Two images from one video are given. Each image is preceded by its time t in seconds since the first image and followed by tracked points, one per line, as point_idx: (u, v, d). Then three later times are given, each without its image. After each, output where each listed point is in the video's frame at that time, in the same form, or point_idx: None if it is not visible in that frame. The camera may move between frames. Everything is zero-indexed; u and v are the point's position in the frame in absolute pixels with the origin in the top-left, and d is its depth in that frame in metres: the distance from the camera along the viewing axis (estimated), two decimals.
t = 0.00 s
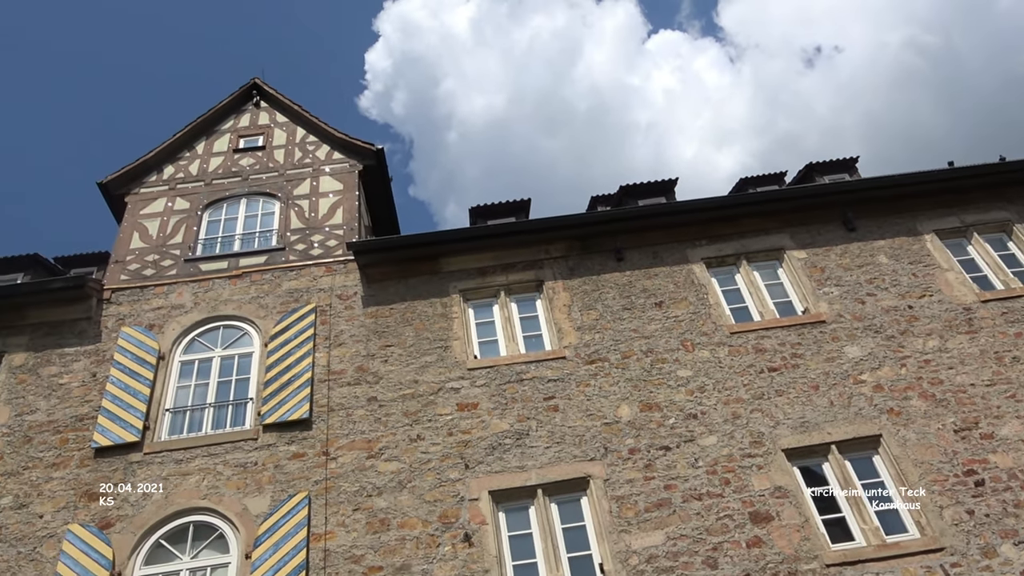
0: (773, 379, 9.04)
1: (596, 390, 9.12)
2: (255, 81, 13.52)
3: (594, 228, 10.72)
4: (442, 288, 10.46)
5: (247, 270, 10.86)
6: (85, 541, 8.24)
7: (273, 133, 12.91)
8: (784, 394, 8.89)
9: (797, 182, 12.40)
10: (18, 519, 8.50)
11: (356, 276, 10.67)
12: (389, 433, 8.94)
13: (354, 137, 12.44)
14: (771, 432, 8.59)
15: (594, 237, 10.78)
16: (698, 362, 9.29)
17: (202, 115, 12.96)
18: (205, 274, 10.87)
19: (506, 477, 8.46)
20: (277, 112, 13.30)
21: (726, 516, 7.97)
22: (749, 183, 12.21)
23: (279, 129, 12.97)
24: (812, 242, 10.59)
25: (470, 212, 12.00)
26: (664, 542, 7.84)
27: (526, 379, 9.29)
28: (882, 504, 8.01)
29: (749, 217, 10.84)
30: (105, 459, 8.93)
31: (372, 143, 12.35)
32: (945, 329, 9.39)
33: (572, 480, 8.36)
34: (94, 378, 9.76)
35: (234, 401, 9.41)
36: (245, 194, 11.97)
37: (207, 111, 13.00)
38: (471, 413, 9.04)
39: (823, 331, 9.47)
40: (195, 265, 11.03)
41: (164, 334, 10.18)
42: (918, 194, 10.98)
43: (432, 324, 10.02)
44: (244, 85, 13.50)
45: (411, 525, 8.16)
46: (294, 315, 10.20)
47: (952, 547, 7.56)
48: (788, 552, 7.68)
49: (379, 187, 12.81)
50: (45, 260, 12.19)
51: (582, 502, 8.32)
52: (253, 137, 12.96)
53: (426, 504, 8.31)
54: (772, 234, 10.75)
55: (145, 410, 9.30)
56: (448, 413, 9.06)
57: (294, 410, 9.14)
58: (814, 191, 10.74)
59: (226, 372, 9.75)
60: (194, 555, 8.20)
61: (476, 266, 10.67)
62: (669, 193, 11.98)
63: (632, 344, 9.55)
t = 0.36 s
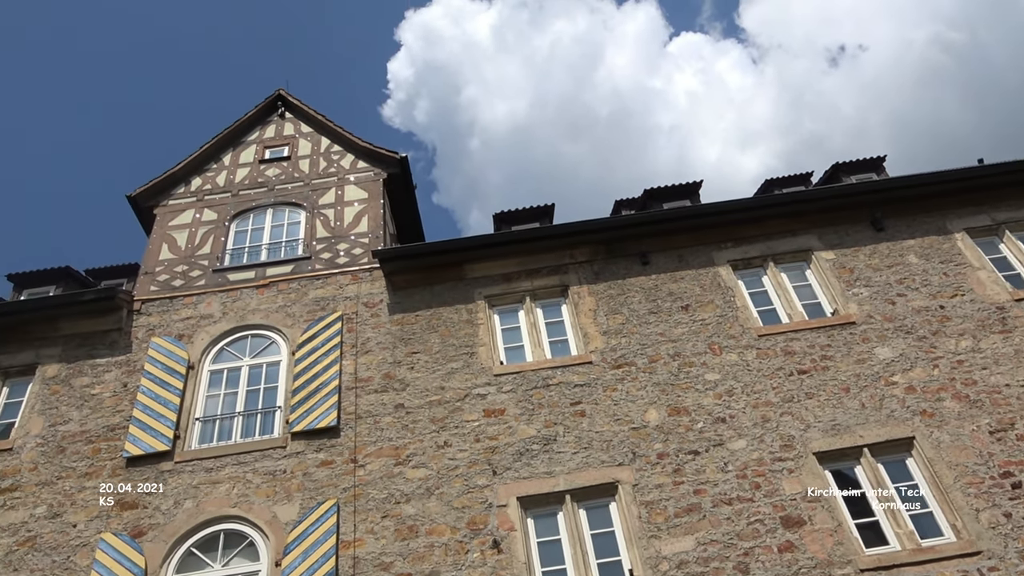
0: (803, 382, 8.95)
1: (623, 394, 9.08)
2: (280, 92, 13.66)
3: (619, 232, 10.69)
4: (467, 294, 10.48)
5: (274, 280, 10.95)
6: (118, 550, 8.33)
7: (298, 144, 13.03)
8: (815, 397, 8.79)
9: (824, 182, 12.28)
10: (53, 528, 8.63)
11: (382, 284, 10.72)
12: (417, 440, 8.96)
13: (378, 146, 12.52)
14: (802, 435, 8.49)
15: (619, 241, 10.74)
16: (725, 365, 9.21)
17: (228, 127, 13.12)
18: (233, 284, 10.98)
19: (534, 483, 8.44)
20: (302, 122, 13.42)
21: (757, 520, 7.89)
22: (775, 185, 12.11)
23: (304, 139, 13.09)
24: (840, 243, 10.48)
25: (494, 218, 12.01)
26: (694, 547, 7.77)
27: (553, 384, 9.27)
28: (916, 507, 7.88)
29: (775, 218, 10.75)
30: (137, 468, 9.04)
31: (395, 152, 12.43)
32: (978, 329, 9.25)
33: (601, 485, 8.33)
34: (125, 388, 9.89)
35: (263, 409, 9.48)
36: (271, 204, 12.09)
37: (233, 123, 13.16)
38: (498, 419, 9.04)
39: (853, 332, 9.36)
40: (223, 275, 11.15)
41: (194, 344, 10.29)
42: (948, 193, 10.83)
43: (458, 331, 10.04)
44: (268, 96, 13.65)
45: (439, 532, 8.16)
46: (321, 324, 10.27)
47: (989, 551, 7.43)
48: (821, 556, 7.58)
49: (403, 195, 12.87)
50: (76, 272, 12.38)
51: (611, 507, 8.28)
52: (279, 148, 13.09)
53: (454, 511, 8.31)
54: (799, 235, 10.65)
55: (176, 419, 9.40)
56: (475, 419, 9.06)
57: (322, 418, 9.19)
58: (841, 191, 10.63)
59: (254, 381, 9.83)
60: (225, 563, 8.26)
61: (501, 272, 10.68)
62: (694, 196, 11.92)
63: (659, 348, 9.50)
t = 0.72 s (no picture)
0: (829, 382, 8.87)
1: (646, 396, 9.05)
2: (301, 100, 13.77)
3: (640, 233, 10.66)
4: (490, 297, 10.50)
5: (297, 285, 11.03)
6: (146, 554, 8.41)
7: (319, 150, 13.12)
8: (841, 397, 8.72)
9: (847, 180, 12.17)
10: (82, 533, 8.73)
11: (404, 288, 10.77)
12: (441, 444, 8.98)
13: (398, 151, 12.58)
14: (829, 436, 8.42)
15: (641, 243, 10.71)
16: (750, 366, 9.16)
17: (250, 134, 13.24)
18: (257, 291, 11.07)
19: (558, 485, 8.43)
20: (323, 129, 13.52)
21: (784, 522, 7.83)
22: (797, 184, 12.03)
23: (324, 146, 13.18)
24: (865, 242, 10.39)
25: (515, 221, 12.03)
26: (721, 549, 7.72)
27: (576, 386, 9.25)
28: (946, 508, 7.79)
29: (799, 218, 10.67)
30: (164, 473, 9.13)
31: (416, 157, 12.48)
32: (1007, 326, 9.14)
33: (625, 487, 8.30)
34: (151, 394, 10.00)
35: (288, 414, 9.55)
36: (293, 211, 12.18)
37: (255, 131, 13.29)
38: (522, 422, 9.03)
39: (879, 331, 9.27)
40: (246, 281, 11.24)
41: (219, 350, 10.39)
42: (974, 189, 10.71)
43: (480, 334, 10.05)
44: (289, 103, 13.76)
45: (464, 535, 8.17)
46: (344, 329, 10.32)
47: (1022, 551, 7.32)
48: (849, 558, 7.51)
49: (423, 200, 12.92)
50: (102, 281, 12.55)
51: (636, 510, 8.24)
52: (300, 155, 13.19)
53: (478, 514, 8.32)
54: (823, 234, 10.57)
55: (201, 424, 9.49)
56: (499, 422, 9.07)
57: (346, 422, 9.24)
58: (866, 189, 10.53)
59: (279, 386, 9.90)
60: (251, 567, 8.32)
61: (523, 274, 10.69)
62: (715, 197, 11.87)
63: (682, 349, 9.46)
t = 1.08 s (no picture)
0: (850, 379, 8.80)
1: (666, 395, 9.02)
2: (317, 103, 13.85)
3: (658, 231, 10.62)
4: (507, 298, 10.50)
5: (315, 288, 11.09)
6: (170, 555, 8.49)
7: (336, 153, 13.18)
8: (863, 394, 8.64)
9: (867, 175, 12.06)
10: (107, 535, 8.83)
11: (422, 289, 10.80)
12: (460, 444, 8.99)
13: (415, 152, 12.63)
14: (851, 433, 8.35)
15: (658, 241, 10.68)
16: (770, 364, 9.10)
17: (267, 138, 13.33)
18: (276, 293, 11.14)
19: (578, 485, 8.42)
20: (339, 131, 13.59)
21: (806, 521, 7.78)
22: (816, 180, 11.94)
23: (341, 148, 13.24)
24: (886, 237, 10.29)
25: (532, 221, 12.02)
26: (743, 548, 7.67)
27: (595, 386, 9.24)
28: (972, 505, 7.70)
29: (818, 214, 10.58)
30: (187, 475, 9.21)
31: (432, 158, 12.52)
32: None
33: (646, 487, 8.28)
34: (173, 397, 10.09)
35: (308, 416, 9.61)
36: (311, 213, 12.25)
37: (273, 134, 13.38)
38: (541, 422, 9.03)
39: (901, 327, 9.18)
40: (265, 284, 11.32)
41: (239, 353, 10.47)
42: (996, 183, 10.59)
43: (499, 334, 10.06)
44: (306, 107, 13.85)
45: (485, 535, 8.18)
46: (363, 330, 10.37)
47: None
48: (873, 557, 7.44)
49: (440, 200, 12.95)
50: (123, 285, 12.68)
51: (657, 509, 8.22)
52: (317, 158, 13.26)
53: (498, 514, 8.32)
54: (843, 230, 10.48)
55: (223, 426, 9.56)
56: (518, 422, 9.07)
57: (366, 423, 9.28)
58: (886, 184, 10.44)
59: (299, 388, 9.96)
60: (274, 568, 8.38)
61: (540, 274, 10.68)
62: (733, 194, 11.81)
63: (701, 347, 9.42)
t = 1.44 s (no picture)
0: (868, 373, 8.74)
1: (682, 390, 8.99)
2: (331, 103, 13.90)
3: (672, 227, 10.59)
4: (522, 294, 10.50)
5: (330, 286, 11.14)
6: (189, 552, 8.56)
7: (349, 151, 13.22)
8: (881, 389, 8.58)
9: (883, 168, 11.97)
10: (127, 532, 8.91)
11: (436, 286, 10.82)
12: (476, 441, 9.01)
13: (428, 150, 12.64)
14: (869, 428, 8.29)
15: (673, 236, 10.64)
16: (786, 358, 9.05)
17: (281, 138, 13.40)
18: (292, 292, 11.20)
19: (594, 481, 8.41)
20: (353, 130, 13.63)
21: (824, 516, 7.74)
22: (831, 173, 11.86)
23: (355, 147, 13.28)
24: (903, 230, 10.21)
25: (546, 218, 12.01)
26: (760, 544, 7.64)
27: (610, 382, 9.23)
28: (992, 500, 7.63)
29: (834, 208, 10.51)
30: (205, 473, 9.28)
31: (445, 156, 12.53)
32: None
33: (662, 483, 8.26)
34: (191, 396, 10.17)
35: (324, 413, 9.65)
36: (326, 212, 12.30)
37: (287, 134, 13.45)
38: (556, 418, 9.03)
39: (919, 321, 9.11)
40: (281, 283, 11.38)
41: (255, 351, 10.53)
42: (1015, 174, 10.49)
43: (513, 331, 10.07)
44: (319, 106, 13.90)
45: (501, 532, 8.19)
46: (378, 328, 10.40)
47: None
48: (892, 552, 7.39)
49: (454, 198, 12.97)
50: (140, 285, 12.78)
51: (673, 505, 8.20)
52: (331, 157, 13.31)
53: (514, 510, 8.33)
54: (859, 223, 10.40)
55: (240, 425, 9.62)
56: (533, 418, 9.07)
57: (382, 420, 9.31)
58: (902, 177, 10.35)
59: (315, 386, 10.01)
60: (292, 564, 8.43)
61: (554, 270, 10.67)
62: (747, 188, 11.74)
63: (717, 342, 9.38)
